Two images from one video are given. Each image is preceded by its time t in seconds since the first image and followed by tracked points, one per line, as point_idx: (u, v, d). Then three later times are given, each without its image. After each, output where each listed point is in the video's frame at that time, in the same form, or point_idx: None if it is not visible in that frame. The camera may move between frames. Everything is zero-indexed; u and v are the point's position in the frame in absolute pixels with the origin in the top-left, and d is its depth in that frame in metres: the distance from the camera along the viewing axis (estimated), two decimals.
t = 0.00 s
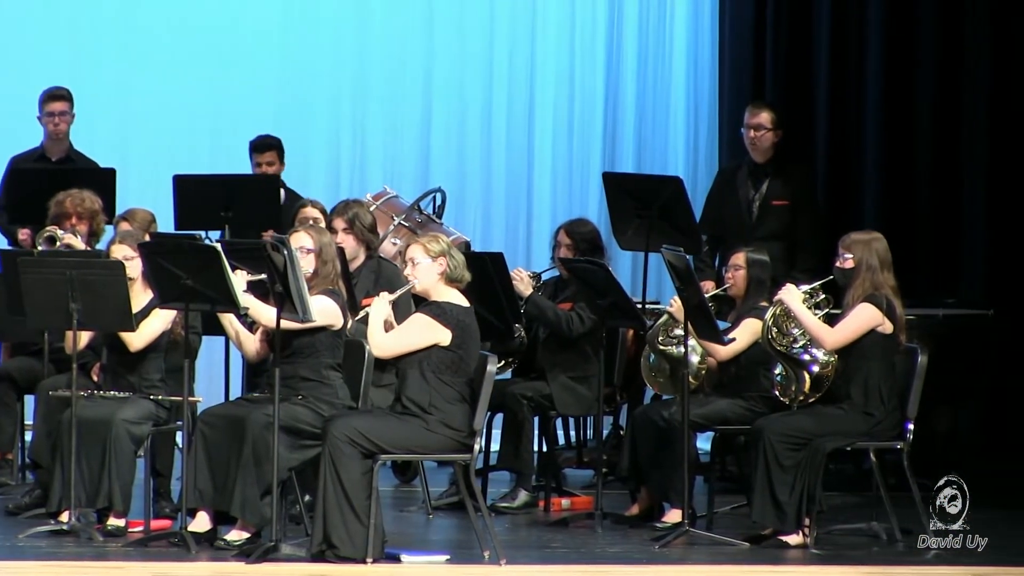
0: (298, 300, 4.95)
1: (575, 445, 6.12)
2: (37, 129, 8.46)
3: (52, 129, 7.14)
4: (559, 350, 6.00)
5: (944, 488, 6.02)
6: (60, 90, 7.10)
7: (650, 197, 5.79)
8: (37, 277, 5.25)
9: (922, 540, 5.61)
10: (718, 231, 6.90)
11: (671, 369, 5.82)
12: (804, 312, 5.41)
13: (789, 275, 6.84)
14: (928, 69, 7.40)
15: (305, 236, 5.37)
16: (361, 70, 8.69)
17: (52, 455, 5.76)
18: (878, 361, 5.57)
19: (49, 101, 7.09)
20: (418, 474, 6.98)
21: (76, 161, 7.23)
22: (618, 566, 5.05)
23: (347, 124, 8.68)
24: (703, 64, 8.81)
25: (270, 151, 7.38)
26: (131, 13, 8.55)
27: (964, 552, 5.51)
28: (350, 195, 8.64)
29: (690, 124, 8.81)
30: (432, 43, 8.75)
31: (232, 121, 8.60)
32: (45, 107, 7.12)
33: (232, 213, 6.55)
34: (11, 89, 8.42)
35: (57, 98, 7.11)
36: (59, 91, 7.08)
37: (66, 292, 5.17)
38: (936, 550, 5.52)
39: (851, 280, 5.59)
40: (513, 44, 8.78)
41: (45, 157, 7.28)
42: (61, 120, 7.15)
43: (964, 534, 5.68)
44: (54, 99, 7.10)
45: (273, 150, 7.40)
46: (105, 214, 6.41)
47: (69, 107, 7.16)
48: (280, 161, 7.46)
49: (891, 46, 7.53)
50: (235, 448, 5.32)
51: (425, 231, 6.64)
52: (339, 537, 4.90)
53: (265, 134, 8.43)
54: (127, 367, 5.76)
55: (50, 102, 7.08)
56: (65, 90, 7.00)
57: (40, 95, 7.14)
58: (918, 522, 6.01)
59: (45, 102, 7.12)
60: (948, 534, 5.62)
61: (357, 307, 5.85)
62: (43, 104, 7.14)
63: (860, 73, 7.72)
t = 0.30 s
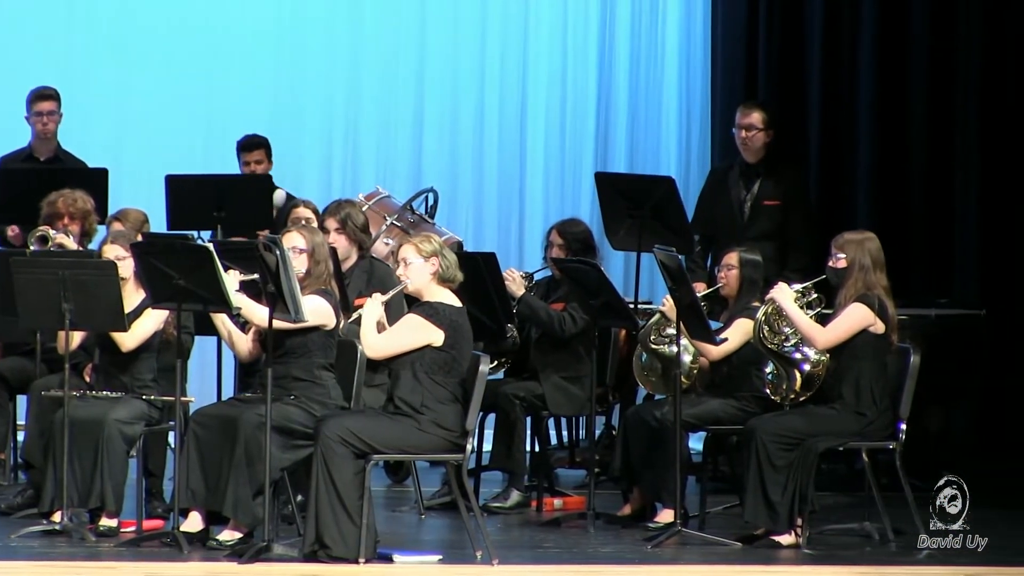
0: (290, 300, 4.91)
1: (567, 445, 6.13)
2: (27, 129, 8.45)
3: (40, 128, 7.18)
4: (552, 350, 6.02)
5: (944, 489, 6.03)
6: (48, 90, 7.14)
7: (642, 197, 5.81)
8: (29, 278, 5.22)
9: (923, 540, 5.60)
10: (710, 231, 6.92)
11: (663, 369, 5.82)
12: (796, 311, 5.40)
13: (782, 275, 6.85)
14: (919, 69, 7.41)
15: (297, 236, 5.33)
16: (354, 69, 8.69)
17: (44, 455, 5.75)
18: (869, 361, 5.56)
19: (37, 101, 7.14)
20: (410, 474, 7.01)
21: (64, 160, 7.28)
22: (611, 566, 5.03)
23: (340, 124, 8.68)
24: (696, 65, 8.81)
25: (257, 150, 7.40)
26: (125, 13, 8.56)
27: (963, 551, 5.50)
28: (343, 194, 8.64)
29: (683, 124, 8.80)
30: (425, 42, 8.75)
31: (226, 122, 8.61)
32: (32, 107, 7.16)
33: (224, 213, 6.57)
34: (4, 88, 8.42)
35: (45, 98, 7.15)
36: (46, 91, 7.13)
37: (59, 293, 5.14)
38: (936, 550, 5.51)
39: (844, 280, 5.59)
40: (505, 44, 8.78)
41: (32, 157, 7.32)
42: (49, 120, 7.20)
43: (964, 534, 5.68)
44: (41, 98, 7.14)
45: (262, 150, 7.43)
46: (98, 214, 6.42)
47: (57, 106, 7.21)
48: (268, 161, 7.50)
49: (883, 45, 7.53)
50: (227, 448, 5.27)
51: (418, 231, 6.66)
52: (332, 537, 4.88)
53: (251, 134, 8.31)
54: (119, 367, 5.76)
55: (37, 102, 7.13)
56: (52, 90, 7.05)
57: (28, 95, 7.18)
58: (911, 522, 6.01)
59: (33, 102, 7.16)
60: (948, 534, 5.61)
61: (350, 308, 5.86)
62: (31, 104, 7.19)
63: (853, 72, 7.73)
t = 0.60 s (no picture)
0: (286, 300, 4.90)
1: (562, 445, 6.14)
2: (18, 129, 8.44)
3: (31, 128, 7.20)
4: (547, 350, 6.03)
5: (944, 489, 6.03)
6: (40, 90, 7.14)
7: (637, 197, 5.81)
8: (25, 278, 5.21)
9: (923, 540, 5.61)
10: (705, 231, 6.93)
11: (658, 368, 5.81)
12: (791, 311, 5.40)
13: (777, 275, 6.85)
14: (914, 68, 7.40)
15: (293, 236, 5.32)
16: (349, 69, 8.69)
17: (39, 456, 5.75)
18: (865, 360, 5.55)
19: (28, 101, 7.14)
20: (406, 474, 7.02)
21: (56, 160, 7.30)
22: (606, 566, 5.02)
23: (337, 123, 8.68)
24: (690, 65, 8.83)
25: (252, 150, 7.54)
26: (121, 13, 8.56)
27: (963, 551, 5.51)
28: (338, 194, 8.64)
29: (678, 125, 8.82)
30: (420, 41, 8.75)
31: (222, 121, 8.61)
32: (23, 107, 7.17)
33: (220, 213, 6.58)
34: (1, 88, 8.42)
35: (36, 98, 7.16)
36: (38, 91, 7.13)
37: (54, 293, 5.13)
38: (937, 549, 5.52)
39: (839, 280, 5.58)
40: (501, 43, 8.78)
41: (25, 156, 7.35)
42: (41, 120, 7.21)
43: (964, 534, 5.68)
44: (32, 98, 7.15)
45: (260, 149, 7.55)
46: (93, 214, 6.43)
47: (48, 106, 7.22)
48: (272, 160, 7.59)
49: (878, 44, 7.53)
50: (221, 447, 5.25)
51: (413, 231, 6.67)
52: (327, 537, 4.86)
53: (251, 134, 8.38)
54: (114, 367, 5.77)
55: (28, 102, 7.14)
56: (42, 90, 7.05)
57: (20, 95, 7.19)
58: (907, 522, 6.01)
59: (24, 102, 7.17)
60: (949, 534, 5.62)
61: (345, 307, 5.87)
62: (22, 104, 7.20)
63: (848, 72, 7.72)
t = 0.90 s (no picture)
0: (286, 300, 4.89)
1: (562, 445, 6.15)
2: (16, 129, 8.43)
3: (29, 128, 7.20)
4: (548, 350, 6.03)
5: (944, 489, 6.04)
6: (38, 90, 7.14)
7: (637, 197, 5.81)
8: (25, 278, 5.21)
9: (923, 540, 5.60)
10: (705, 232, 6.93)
11: (659, 368, 5.81)
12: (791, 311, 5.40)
13: (777, 275, 6.85)
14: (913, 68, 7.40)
15: (293, 236, 5.32)
16: (349, 69, 8.69)
17: (40, 455, 5.75)
18: (865, 360, 5.55)
19: (27, 101, 7.14)
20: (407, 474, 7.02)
21: (56, 160, 7.30)
22: (606, 566, 5.01)
23: (336, 123, 8.68)
24: (690, 65, 8.83)
25: (265, 150, 7.54)
26: (121, 13, 8.56)
27: (962, 551, 5.50)
28: (338, 194, 8.65)
29: (678, 124, 8.82)
30: (420, 40, 8.75)
31: (222, 121, 8.61)
32: (21, 107, 7.17)
33: (220, 213, 6.59)
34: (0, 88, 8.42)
35: (34, 99, 7.16)
36: (35, 91, 7.12)
37: (55, 293, 5.13)
38: (937, 550, 5.51)
39: (840, 280, 5.58)
40: (501, 42, 8.78)
41: (24, 157, 7.35)
42: (38, 119, 7.21)
43: (964, 534, 5.68)
44: (30, 98, 7.15)
45: (273, 150, 7.55)
46: (93, 215, 6.43)
47: (45, 106, 7.22)
48: (285, 159, 7.60)
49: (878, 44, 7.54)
50: (222, 448, 5.25)
51: (413, 231, 6.67)
52: (327, 537, 4.85)
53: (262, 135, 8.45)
54: (115, 367, 5.77)
55: (26, 102, 7.14)
56: (41, 90, 7.05)
57: (18, 95, 7.19)
58: (908, 522, 6.02)
59: (22, 102, 7.17)
60: (949, 534, 5.61)
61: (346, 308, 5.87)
62: (21, 104, 7.20)
63: (848, 72, 7.72)
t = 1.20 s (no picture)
0: (286, 300, 4.89)
1: (563, 445, 6.15)
2: (16, 129, 8.44)
3: (28, 128, 7.20)
4: (548, 350, 6.03)
5: (944, 489, 6.04)
6: (38, 90, 7.15)
7: (637, 197, 5.81)
8: (26, 278, 5.21)
9: (923, 540, 5.60)
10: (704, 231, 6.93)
11: (659, 368, 5.81)
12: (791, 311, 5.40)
13: (777, 275, 6.85)
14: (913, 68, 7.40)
15: (293, 236, 5.32)
16: (348, 69, 8.69)
17: (40, 455, 5.75)
18: (865, 360, 5.55)
19: (26, 101, 7.14)
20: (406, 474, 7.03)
21: (55, 160, 7.30)
22: (606, 566, 5.01)
23: (336, 123, 8.68)
24: (690, 65, 8.83)
25: (276, 151, 7.55)
26: (120, 13, 8.56)
27: (962, 551, 5.50)
28: (338, 194, 8.65)
29: (678, 124, 8.82)
30: (420, 40, 8.75)
31: (221, 122, 8.61)
32: (21, 107, 7.17)
33: (220, 214, 6.59)
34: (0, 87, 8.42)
35: (34, 99, 7.16)
36: (35, 91, 7.13)
37: (55, 293, 5.13)
38: (936, 550, 5.51)
39: (840, 279, 5.58)
40: (501, 42, 8.78)
41: (24, 157, 7.35)
42: (37, 120, 7.21)
43: (964, 535, 5.68)
44: (30, 98, 7.15)
45: (284, 150, 7.56)
46: (93, 215, 6.44)
47: (45, 106, 7.22)
48: (296, 160, 7.60)
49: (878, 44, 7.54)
50: (222, 448, 5.25)
51: (413, 231, 6.67)
52: (327, 537, 4.85)
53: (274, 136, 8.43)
54: (115, 368, 5.77)
55: (26, 102, 7.14)
56: (41, 90, 7.06)
57: (18, 95, 7.19)
58: (908, 522, 6.01)
59: (21, 102, 7.17)
60: (949, 534, 5.61)
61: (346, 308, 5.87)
62: (20, 104, 7.20)
63: (848, 72, 7.72)
